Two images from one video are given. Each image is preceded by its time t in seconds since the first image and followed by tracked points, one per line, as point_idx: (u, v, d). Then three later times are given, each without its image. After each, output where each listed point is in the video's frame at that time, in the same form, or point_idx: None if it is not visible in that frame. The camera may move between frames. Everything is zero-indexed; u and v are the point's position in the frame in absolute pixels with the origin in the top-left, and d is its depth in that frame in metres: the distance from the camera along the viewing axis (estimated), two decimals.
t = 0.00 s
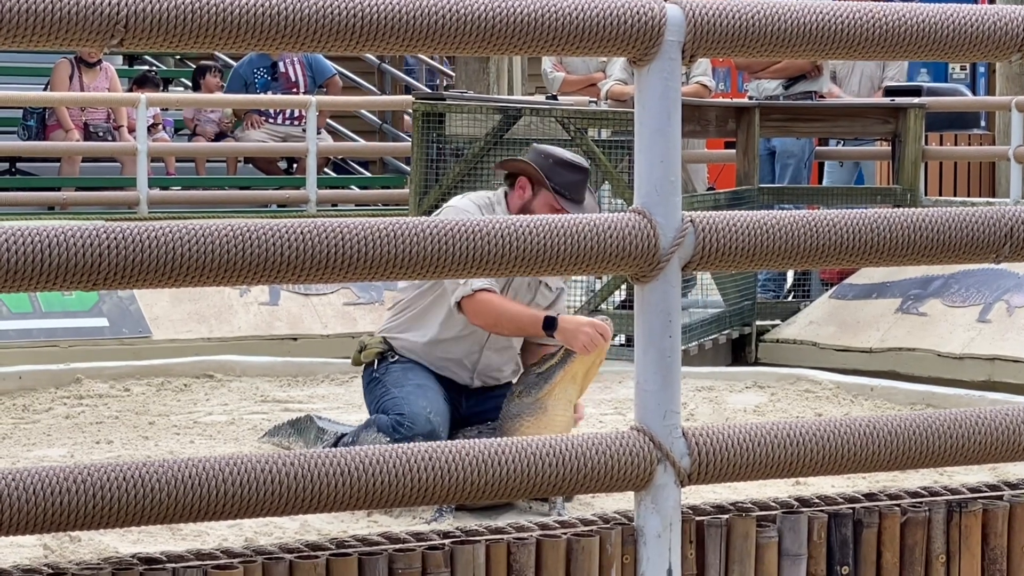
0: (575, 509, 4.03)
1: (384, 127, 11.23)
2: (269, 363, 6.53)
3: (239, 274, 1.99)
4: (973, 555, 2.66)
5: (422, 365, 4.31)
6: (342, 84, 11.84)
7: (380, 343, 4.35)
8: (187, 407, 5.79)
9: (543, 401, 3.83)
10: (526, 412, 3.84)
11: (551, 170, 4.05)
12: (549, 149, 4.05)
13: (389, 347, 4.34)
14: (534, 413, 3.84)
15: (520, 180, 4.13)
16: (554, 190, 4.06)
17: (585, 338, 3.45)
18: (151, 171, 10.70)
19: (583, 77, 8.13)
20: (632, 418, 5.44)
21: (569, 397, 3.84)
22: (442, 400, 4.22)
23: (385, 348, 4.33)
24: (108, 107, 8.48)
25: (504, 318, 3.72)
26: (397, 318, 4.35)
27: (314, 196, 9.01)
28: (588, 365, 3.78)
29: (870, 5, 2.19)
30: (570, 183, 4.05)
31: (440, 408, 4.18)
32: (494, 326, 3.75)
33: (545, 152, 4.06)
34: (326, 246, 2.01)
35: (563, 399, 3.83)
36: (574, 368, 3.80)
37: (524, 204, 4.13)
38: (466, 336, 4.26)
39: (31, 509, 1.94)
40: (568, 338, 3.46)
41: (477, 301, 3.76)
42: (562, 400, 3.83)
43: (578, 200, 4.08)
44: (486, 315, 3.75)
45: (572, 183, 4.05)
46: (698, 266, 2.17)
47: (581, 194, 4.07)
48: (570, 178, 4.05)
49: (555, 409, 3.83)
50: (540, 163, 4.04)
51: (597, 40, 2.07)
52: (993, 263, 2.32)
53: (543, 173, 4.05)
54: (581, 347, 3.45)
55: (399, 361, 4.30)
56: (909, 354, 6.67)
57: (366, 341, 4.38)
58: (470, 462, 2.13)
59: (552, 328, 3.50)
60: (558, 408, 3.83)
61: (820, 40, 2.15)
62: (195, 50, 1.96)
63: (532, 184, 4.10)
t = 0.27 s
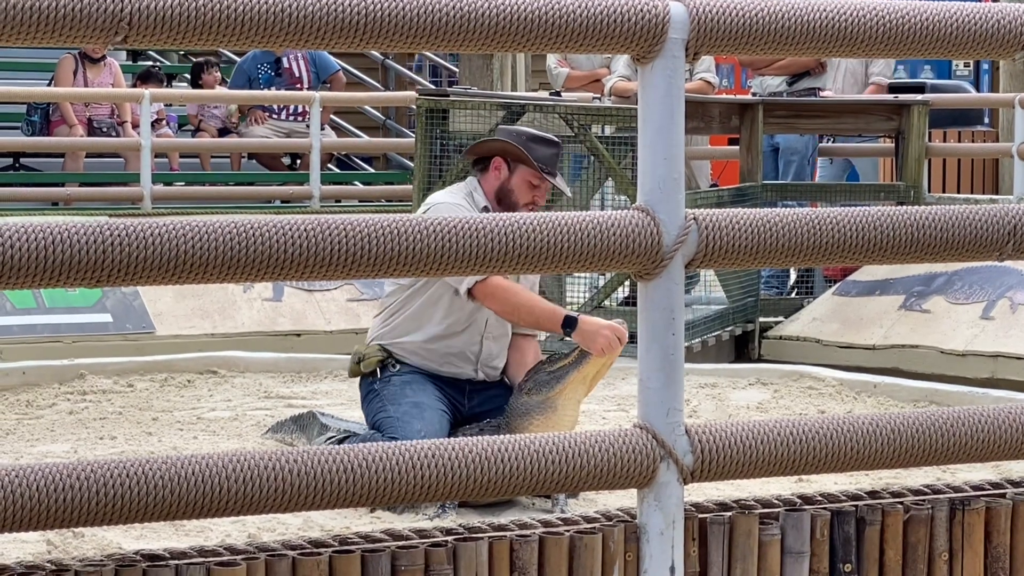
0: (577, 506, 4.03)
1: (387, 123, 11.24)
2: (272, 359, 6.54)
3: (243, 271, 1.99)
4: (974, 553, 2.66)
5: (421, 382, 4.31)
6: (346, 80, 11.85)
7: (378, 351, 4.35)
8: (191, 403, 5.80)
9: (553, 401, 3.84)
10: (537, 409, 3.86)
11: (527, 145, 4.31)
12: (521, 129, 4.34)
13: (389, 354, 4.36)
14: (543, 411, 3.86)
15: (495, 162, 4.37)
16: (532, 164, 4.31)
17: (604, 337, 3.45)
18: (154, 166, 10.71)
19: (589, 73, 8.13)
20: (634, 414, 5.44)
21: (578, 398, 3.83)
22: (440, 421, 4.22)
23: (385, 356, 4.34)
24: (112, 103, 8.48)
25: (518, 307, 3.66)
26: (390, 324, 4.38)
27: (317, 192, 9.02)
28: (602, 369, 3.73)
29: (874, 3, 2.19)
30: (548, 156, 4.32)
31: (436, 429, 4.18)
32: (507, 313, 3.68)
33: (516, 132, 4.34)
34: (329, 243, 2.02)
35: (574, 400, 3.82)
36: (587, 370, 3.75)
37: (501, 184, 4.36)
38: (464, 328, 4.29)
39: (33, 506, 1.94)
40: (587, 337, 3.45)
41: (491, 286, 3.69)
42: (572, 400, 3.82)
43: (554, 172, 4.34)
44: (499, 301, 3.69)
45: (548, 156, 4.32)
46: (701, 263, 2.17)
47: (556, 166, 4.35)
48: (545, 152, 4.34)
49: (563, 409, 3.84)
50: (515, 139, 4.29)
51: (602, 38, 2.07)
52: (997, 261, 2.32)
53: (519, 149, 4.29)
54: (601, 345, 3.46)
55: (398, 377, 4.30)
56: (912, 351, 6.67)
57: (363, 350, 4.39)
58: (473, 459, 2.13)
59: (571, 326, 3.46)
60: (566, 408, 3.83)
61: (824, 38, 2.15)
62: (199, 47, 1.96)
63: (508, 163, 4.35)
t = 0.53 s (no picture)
0: (579, 504, 4.03)
1: (390, 121, 11.24)
2: (274, 357, 6.54)
3: (246, 269, 2.00)
4: (976, 552, 2.66)
5: (418, 393, 4.30)
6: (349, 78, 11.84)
7: (378, 355, 4.36)
8: (193, 401, 5.80)
9: (555, 398, 3.84)
10: (538, 406, 3.86)
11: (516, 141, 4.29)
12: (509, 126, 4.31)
13: (388, 357, 4.36)
14: (545, 409, 3.85)
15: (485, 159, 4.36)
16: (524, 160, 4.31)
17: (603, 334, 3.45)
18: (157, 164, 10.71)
19: (591, 70, 8.15)
20: (637, 413, 5.44)
21: (580, 395, 3.83)
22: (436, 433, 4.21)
23: (385, 361, 4.35)
24: (115, 101, 8.48)
25: (518, 304, 3.72)
26: (387, 328, 4.39)
27: (320, 190, 9.02)
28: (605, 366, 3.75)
29: (877, 3, 2.19)
30: (537, 152, 4.30)
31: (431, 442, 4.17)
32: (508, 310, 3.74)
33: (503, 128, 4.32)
34: (332, 241, 2.02)
35: (576, 398, 3.83)
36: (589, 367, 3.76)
37: (493, 182, 4.36)
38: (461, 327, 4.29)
39: (36, 504, 1.94)
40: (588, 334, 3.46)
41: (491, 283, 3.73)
42: (574, 398, 3.83)
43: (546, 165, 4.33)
44: (500, 298, 3.75)
45: (539, 152, 4.30)
46: (704, 262, 2.17)
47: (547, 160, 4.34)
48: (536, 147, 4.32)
49: (565, 407, 3.84)
50: (505, 138, 4.28)
51: (605, 37, 2.07)
52: (1000, 260, 2.32)
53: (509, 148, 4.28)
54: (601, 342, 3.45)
55: (395, 388, 4.30)
56: (915, 350, 6.67)
57: (363, 353, 4.40)
58: (476, 458, 2.13)
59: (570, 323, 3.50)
60: (568, 406, 3.84)
61: (827, 37, 2.15)
62: (201, 46, 1.96)
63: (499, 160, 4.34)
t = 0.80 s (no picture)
0: (582, 504, 4.04)
1: (393, 120, 11.24)
2: (277, 355, 6.54)
3: (250, 268, 2.00)
4: (981, 551, 2.66)
5: (422, 397, 4.31)
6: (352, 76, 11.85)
7: (382, 355, 4.36)
8: (196, 399, 5.81)
9: (555, 399, 3.83)
10: (538, 407, 3.85)
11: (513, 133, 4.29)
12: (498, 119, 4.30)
13: (392, 358, 4.36)
14: (545, 409, 3.85)
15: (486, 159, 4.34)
16: (527, 147, 4.32)
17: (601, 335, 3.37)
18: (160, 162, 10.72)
19: (592, 70, 8.13)
20: (640, 412, 5.44)
21: (580, 394, 3.83)
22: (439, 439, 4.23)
23: (388, 361, 4.35)
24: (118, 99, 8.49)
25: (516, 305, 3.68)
26: (388, 330, 4.39)
27: (323, 188, 9.02)
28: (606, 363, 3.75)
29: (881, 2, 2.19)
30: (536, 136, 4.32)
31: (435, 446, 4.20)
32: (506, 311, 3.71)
33: (492, 124, 4.30)
34: (336, 241, 2.02)
35: (576, 396, 3.82)
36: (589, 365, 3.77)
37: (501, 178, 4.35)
38: (461, 325, 4.28)
39: (40, 503, 1.95)
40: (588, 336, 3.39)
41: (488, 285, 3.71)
42: (574, 397, 3.82)
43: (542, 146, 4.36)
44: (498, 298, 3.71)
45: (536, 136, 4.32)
46: (707, 261, 2.17)
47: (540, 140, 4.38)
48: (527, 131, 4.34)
49: (565, 406, 3.83)
50: (502, 131, 4.28)
51: (608, 36, 2.07)
52: (1003, 260, 2.31)
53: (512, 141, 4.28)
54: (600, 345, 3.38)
55: (399, 391, 4.31)
56: (918, 349, 6.67)
57: (366, 353, 4.40)
58: (480, 457, 2.13)
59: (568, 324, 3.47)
60: (568, 405, 3.83)
61: (831, 36, 2.15)
62: (205, 44, 1.96)
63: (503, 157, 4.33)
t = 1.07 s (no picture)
0: (585, 503, 4.04)
1: (396, 119, 11.23)
2: (280, 354, 6.54)
3: (253, 267, 2.00)
4: (983, 551, 2.66)
5: (425, 397, 4.32)
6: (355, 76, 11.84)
7: (385, 355, 4.37)
8: (199, 398, 5.81)
9: (554, 400, 3.83)
10: (538, 408, 3.85)
11: (509, 125, 4.29)
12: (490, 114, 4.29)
13: (395, 357, 4.37)
14: (545, 410, 3.84)
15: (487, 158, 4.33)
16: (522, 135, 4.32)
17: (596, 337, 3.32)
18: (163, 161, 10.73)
19: (593, 70, 8.13)
20: (643, 411, 5.44)
21: (580, 394, 3.83)
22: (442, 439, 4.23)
23: (392, 361, 4.35)
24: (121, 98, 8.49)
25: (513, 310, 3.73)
26: (391, 331, 4.39)
27: (326, 187, 9.02)
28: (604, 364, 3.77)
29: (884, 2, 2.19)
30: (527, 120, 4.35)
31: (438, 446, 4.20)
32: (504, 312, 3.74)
33: (487, 120, 4.29)
34: (340, 239, 2.02)
35: (575, 397, 3.82)
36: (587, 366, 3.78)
37: (507, 172, 4.35)
38: (462, 324, 4.28)
39: (42, 502, 1.95)
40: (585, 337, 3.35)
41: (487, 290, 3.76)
42: (573, 398, 3.82)
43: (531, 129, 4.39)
44: (496, 303, 3.76)
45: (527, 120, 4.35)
46: (711, 261, 2.17)
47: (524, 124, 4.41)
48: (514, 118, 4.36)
49: (565, 407, 3.83)
50: (494, 126, 4.28)
51: (612, 35, 2.07)
52: (1006, 259, 2.31)
53: (512, 133, 4.28)
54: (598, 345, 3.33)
55: (402, 391, 4.32)
56: (920, 349, 6.66)
57: (369, 352, 4.40)
58: (482, 456, 2.13)
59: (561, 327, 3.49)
60: (568, 406, 3.82)
61: (835, 35, 2.15)
62: (209, 43, 1.96)
63: (505, 151, 4.32)
